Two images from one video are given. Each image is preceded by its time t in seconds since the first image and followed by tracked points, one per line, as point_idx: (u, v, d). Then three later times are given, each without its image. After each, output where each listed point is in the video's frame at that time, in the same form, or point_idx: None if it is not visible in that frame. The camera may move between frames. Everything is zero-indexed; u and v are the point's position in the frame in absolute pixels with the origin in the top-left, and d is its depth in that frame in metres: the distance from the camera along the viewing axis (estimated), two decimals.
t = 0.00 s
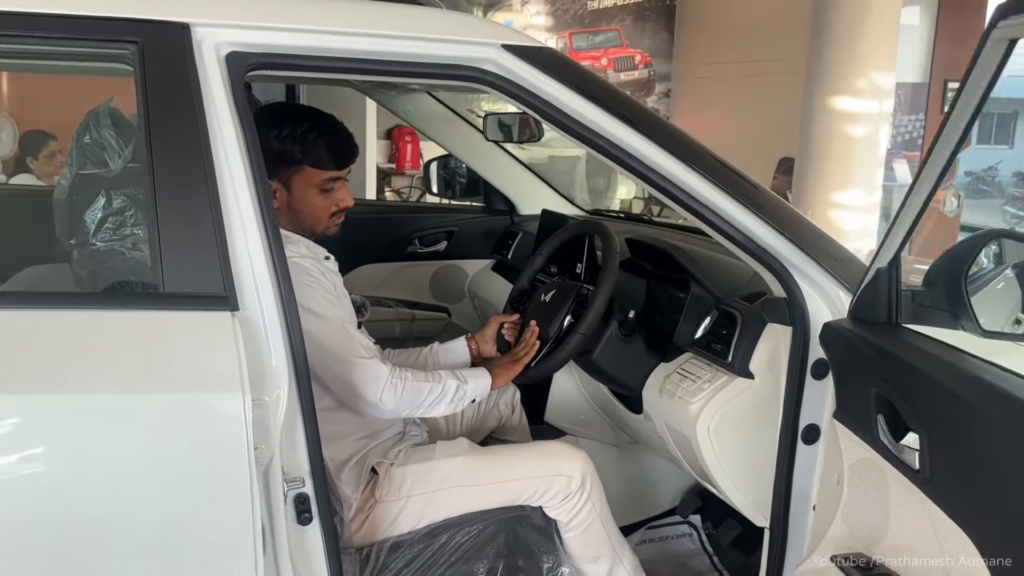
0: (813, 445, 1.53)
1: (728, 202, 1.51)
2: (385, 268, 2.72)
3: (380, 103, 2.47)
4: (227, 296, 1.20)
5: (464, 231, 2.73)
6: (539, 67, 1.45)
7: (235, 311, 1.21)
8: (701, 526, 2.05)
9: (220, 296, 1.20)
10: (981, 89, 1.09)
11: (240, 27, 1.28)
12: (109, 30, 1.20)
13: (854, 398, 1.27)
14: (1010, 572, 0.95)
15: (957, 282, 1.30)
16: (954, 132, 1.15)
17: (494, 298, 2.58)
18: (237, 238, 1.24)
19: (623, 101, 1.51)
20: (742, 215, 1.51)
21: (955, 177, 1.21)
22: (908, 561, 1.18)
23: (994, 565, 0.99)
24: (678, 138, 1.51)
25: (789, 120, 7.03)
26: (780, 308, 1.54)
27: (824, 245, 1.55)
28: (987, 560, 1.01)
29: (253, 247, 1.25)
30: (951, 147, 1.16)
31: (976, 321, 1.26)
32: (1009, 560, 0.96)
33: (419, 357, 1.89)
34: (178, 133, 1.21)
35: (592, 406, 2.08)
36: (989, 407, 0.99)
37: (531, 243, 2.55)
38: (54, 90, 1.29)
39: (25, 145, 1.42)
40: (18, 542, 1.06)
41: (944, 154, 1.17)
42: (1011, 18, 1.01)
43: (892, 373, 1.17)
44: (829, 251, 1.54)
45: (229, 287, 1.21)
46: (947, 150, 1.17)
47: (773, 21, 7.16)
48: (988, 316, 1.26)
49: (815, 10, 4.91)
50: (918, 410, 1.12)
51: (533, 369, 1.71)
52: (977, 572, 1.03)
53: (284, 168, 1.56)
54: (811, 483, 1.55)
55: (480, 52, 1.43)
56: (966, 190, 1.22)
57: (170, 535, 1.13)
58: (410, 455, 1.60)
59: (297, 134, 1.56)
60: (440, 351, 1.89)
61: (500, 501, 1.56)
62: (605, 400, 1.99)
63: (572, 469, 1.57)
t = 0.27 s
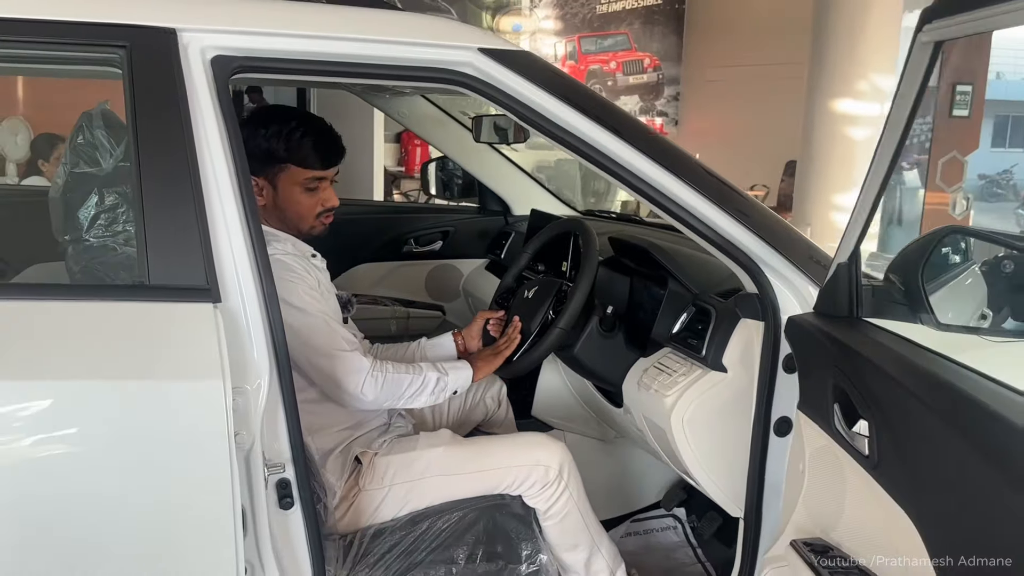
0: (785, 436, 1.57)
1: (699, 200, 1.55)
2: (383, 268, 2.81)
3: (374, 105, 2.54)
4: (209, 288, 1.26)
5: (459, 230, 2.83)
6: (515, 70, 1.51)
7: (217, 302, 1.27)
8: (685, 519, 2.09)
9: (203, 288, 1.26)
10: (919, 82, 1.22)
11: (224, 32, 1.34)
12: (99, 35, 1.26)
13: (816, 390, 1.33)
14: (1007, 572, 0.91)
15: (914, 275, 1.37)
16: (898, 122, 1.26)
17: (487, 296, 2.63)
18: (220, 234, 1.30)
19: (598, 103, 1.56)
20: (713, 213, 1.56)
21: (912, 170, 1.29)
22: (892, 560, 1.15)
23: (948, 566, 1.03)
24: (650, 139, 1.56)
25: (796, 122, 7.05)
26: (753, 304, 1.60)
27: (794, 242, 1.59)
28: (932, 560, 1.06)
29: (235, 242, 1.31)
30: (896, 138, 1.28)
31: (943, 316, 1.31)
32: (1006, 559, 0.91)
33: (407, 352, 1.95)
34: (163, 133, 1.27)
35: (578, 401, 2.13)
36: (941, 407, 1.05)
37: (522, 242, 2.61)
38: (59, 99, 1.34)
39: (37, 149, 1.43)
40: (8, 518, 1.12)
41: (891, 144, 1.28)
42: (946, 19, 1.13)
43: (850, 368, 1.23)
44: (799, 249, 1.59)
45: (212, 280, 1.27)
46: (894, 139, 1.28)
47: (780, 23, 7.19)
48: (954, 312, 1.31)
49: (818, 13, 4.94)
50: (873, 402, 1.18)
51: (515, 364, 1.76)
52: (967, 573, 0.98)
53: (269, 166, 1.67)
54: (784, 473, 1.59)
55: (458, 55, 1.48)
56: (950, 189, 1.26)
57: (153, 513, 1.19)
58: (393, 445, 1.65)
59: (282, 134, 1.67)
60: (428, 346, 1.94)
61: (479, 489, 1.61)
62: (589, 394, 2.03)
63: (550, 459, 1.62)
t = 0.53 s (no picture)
0: (773, 430, 1.61)
1: (689, 199, 1.59)
2: (387, 267, 2.86)
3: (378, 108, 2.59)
4: (209, 282, 1.31)
5: (461, 230, 2.88)
6: (509, 72, 1.55)
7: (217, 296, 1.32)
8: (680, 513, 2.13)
9: (204, 282, 1.30)
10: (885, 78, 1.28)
11: (226, 35, 1.39)
12: (105, 39, 1.32)
13: (798, 383, 1.36)
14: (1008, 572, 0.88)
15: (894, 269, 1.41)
16: (869, 120, 1.33)
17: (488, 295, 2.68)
18: (220, 229, 1.35)
19: (589, 104, 1.60)
20: (702, 211, 1.60)
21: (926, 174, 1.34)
22: (891, 560, 1.12)
23: (947, 566, 0.99)
24: (640, 139, 1.60)
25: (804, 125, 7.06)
26: (741, 300, 1.63)
27: (781, 239, 1.63)
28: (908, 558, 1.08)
29: (235, 238, 1.35)
30: (868, 134, 1.33)
31: (929, 310, 1.33)
32: (1006, 558, 0.89)
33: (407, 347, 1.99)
34: (167, 133, 1.32)
35: (575, 397, 2.17)
36: (915, 400, 1.08)
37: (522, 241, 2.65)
38: (72, 101, 1.39)
39: (50, 152, 1.49)
40: (13, 502, 1.17)
41: (865, 139, 1.34)
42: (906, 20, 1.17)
43: (829, 362, 1.27)
44: (786, 247, 1.63)
45: (212, 275, 1.31)
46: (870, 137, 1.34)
47: (789, 27, 7.20)
48: (941, 306, 1.33)
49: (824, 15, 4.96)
50: (850, 395, 1.21)
51: (511, 358, 1.81)
52: (966, 573, 0.95)
53: (267, 166, 1.73)
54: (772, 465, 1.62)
55: (453, 57, 1.53)
56: (960, 192, 1.27)
57: (154, 498, 1.23)
58: (390, 437, 1.69)
59: (280, 135, 1.73)
60: (427, 342, 1.98)
61: (474, 480, 1.65)
62: (586, 390, 2.07)
63: (543, 451, 1.66)
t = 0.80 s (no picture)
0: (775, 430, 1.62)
1: (690, 202, 1.61)
2: (394, 268, 2.88)
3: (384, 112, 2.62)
4: (217, 282, 1.33)
5: (467, 232, 2.90)
6: (513, 76, 1.57)
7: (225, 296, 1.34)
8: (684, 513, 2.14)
9: (211, 282, 1.33)
10: (880, 80, 1.30)
11: (235, 40, 1.42)
12: (115, 44, 1.34)
13: (797, 383, 1.38)
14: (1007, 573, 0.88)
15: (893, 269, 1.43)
16: (864, 122, 1.35)
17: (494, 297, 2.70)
18: (228, 231, 1.37)
19: (592, 108, 1.62)
20: (704, 214, 1.62)
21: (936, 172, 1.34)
22: (887, 558, 1.13)
23: (946, 566, 0.99)
24: (642, 142, 1.62)
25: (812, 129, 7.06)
26: (743, 300, 1.65)
27: (781, 240, 1.65)
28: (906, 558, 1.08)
29: (242, 239, 1.38)
30: (863, 135, 1.36)
31: (929, 311, 1.35)
32: (1006, 559, 0.89)
33: (412, 348, 2.01)
34: (176, 137, 1.34)
35: (579, 398, 2.18)
36: (911, 398, 1.10)
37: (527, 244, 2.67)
38: (81, 105, 1.41)
39: (61, 155, 1.50)
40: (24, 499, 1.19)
41: (859, 140, 1.36)
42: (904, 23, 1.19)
43: (827, 362, 1.28)
44: (787, 248, 1.64)
45: (220, 275, 1.34)
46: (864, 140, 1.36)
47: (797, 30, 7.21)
48: (941, 306, 1.34)
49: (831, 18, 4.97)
50: (847, 394, 1.23)
51: (515, 358, 1.83)
52: (966, 574, 0.95)
53: (265, 169, 1.76)
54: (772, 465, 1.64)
55: (457, 62, 1.55)
56: (969, 195, 1.28)
57: (161, 494, 1.26)
58: (395, 436, 1.71)
59: (278, 137, 1.76)
60: (431, 343, 2.00)
61: (477, 479, 1.67)
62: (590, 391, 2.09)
63: (546, 451, 1.67)
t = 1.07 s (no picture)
0: (779, 433, 1.63)
1: (695, 205, 1.62)
2: (399, 272, 2.89)
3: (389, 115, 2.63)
4: (225, 286, 1.34)
5: (472, 236, 2.91)
6: (518, 81, 1.58)
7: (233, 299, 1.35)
8: (689, 517, 2.14)
9: (219, 285, 1.33)
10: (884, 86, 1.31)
11: (243, 46, 1.43)
12: (125, 49, 1.35)
13: (802, 387, 1.38)
14: (1007, 572, 0.89)
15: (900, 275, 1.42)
16: (869, 127, 1.35)
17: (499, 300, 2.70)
18: (236, 234, 1.38)
19: (596, 112, 1.63)
20: (709, 217, 1.62)
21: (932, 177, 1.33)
22: (891, 560, 1.14)
23: (947, 566, 1.01)
24: (646, 146, 1.63)
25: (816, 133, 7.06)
26: (748, 305, 1.66)
27: (786, 243, 1.65)
28: (910, 558, 1.09)
29: (250, 243, 1.38)
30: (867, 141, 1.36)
31: (934, 315, 1.35)
32: (1006, 559, 0.90)
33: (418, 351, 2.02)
34: (184, 141, 1.35)
35: (585, 401, 2.19)
36: (917, 402, 1.10)
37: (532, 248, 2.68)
38: (90, 109, 1.42)
39: (67, 159, 1.50)
40: (32, 503, 1.20)
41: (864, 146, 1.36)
42: (907, 29, 1.20)
43: (832, 365, 1.29)
44: (791, 251, 1.65)
45: (228, 279, 1.34)
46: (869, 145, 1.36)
47: (800, 34, 7.21)
48: (946, 311, 1.34)
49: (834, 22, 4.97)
50: (853, 397, 1.23)
51: (523, 360, 1.83)
52: (966, 573, 0.96)
53: (276, 169, 1.78)
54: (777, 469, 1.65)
55: (464, 66, 1.56)
56: (972, 198, 1.24)
57: (169, 498, 1.26)
58: (402, 440, 1.72)
59: (289, 138, 1.77)
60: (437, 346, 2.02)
61: (484, 482, 1.67)
62: (595, 395, 2.09)
63: (552, 454, 1.68)
